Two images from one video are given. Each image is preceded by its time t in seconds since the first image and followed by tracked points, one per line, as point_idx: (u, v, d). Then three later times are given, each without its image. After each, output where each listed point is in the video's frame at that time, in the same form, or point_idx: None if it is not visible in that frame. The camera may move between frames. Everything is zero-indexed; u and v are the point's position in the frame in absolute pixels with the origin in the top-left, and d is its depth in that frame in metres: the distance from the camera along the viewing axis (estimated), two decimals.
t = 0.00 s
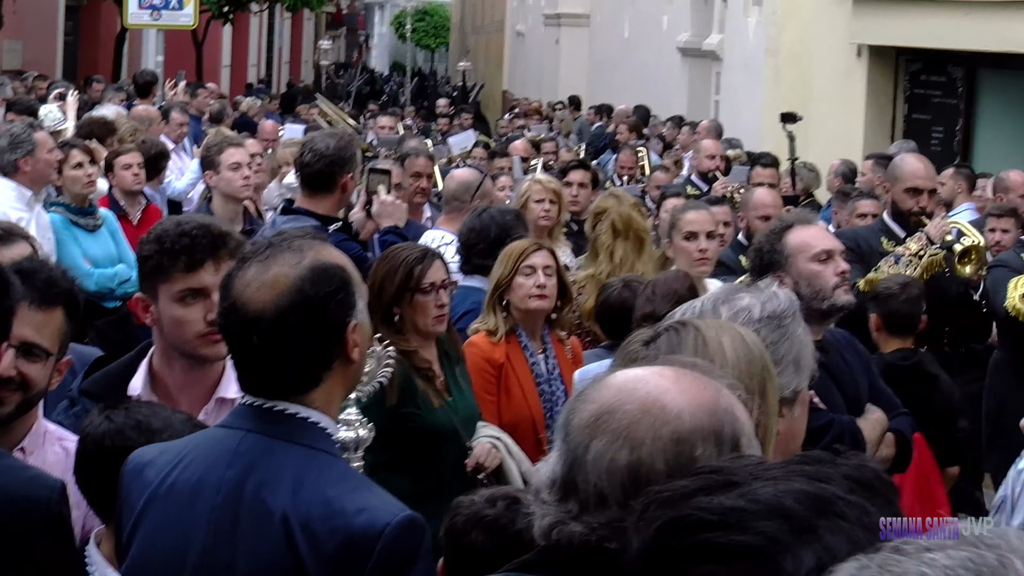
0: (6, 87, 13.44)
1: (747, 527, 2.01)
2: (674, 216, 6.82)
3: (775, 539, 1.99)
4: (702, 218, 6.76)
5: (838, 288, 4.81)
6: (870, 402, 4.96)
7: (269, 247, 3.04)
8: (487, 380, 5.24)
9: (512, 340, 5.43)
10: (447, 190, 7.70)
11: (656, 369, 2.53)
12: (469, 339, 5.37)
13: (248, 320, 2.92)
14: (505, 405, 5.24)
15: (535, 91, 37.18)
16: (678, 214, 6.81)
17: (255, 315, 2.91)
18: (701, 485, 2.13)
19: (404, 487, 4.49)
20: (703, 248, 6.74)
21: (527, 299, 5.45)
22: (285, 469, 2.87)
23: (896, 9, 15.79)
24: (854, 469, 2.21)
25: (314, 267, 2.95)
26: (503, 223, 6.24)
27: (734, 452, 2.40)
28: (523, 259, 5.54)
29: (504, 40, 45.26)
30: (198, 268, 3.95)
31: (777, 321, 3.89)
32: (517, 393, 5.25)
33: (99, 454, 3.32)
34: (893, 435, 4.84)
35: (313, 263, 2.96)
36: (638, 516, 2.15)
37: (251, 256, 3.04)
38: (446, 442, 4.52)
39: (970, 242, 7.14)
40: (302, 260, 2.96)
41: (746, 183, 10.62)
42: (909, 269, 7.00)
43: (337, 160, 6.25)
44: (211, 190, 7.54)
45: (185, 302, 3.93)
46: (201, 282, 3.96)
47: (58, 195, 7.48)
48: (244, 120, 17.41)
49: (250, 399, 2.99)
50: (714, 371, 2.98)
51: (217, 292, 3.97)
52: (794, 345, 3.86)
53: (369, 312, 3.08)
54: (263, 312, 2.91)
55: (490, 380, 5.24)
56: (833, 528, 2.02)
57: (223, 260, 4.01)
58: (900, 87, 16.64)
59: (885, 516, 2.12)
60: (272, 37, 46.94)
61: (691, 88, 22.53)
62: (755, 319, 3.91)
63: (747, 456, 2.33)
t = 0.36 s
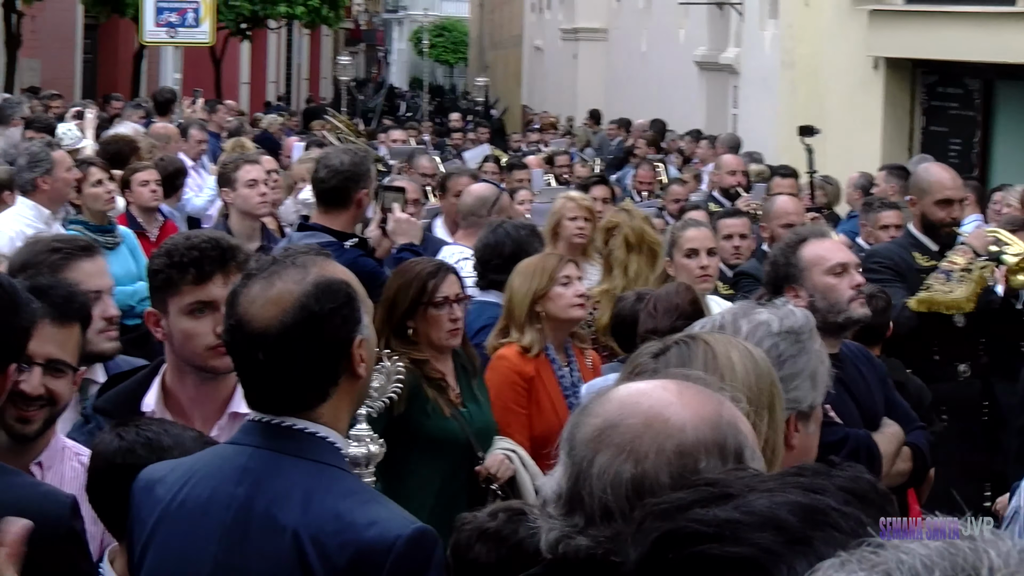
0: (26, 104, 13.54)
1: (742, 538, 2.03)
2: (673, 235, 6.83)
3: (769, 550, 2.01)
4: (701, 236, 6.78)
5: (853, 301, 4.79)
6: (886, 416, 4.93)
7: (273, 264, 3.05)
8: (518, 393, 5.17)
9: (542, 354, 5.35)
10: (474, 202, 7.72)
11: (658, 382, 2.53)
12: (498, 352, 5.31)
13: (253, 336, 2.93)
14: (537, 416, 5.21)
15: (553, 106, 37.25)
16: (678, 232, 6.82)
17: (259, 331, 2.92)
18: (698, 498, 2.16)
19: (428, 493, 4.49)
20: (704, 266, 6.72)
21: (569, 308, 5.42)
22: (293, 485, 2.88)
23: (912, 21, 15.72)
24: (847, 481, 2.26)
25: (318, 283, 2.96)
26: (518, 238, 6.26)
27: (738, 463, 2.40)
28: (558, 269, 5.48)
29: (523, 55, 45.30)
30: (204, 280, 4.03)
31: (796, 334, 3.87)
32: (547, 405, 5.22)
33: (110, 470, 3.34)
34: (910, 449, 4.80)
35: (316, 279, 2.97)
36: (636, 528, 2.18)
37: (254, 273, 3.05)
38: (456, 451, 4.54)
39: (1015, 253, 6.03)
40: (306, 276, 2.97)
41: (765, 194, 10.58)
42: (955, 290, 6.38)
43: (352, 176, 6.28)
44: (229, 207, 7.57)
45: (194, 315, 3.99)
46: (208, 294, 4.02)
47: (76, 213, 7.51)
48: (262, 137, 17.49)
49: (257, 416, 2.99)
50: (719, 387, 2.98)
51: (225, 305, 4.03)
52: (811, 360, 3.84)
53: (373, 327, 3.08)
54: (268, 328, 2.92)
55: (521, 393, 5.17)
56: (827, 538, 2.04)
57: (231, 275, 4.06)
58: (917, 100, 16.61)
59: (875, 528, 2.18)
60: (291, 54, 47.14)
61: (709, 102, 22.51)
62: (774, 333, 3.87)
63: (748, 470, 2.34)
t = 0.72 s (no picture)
0: (71, 118, 13.70)
1: (776, 547, 2.02)
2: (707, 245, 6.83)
3: (803, 558, 1.99)
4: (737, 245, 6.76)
5: (892, 311, 4.77)
6: (924, 426, 4.89)
7: (310, 277, 3.07)
8: (565, 400, 5.16)
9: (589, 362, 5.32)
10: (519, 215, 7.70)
11: (693, 394, 2.52)
12: (547, 360, 5.26)
13: (292, 349, 2.95)
14: (584, 425, 5.20)
15: (595, 116, 37.18)
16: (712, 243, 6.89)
17: (298, 345, 2.94)
18: (734, 508, 2.15)
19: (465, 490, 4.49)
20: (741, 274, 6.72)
21: (616, 316, 5.45)
22: (331, 496, 2.89)
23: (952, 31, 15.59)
24: (882, 492, 2.25)
25: (355, 296, 2.98)
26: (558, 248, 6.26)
27: (773, 474, 2.39)
28: (603, 278, 5.51)
29: (563, 66, 45.30)
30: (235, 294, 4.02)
31: (837, 345, 3.84)
32: (595, 412, 5.21)
33: (147, 481, 3.37)
34: (947, 459, 4.76)
35: (353, 292, 2.99)
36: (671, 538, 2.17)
37: (292, 287, 3.07)
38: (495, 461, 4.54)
39: None
40: (343, 289, 2.99)
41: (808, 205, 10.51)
42: (1014, 311, 5.63)
43: (392, 187, 6.30)
44: (270, 219, 7.61)
45: (226, 328, 3.99)
46: (242, 307, 4.02)
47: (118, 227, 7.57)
48: (304, 149, 17.59)
49: (297, 427, 3.01)
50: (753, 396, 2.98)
51: (257, 318, 4.02)
52: (853, 369, 3.81)
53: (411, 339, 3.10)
54: (305, 341, 2.94)
55: (569, 401, 5.16)
56: (860, 547, 2.02)
57: (266, 287, 4.06)
58: (957, 110, 16.50)
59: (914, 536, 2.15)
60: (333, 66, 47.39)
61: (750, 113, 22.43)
62: (817, 343, 3.84)
63: (785, 479, 2.33)
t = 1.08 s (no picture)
0: (96, 130, 13.80)
1: (782, 549, 2.01)
2: (727, 251, 6.66)
3: (811, 561, 1.98)
4: (758, 253, 6.63)
5: (912, 319, 4.75)
6: (944, 433, 4.86)
7: (330, 286, 3.08)
8: (585, 411, 5.15)
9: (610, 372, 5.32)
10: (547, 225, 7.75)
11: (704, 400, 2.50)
12: (567, 369, 5.27)
13: (311, 358, 2.95)
14: (604, 435, 5.18)
15: (620, 126, 37.11)
16: (733, 247, 6.65)
17: (318, 353, 2.94)
18: (740, 512, 2.14)
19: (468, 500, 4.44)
20: (763, 281, 6.56)
21: (636, 324, 5.41)
22: (347, 505, 2.88)
23: (977, 37, 15.49)
24: (890, 497, 2.24)
25: (375, 305, 2.98)
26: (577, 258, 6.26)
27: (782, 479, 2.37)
28: (623, 287, 5.46)
29: (588, 74, 45.29)
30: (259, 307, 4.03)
31: (852, 354, 3.85)
32: (617, 421, 5.18)
33: (162, 494, 3.37)
34: (968, 466, 4.74)
35: (373, 300, 2.99)
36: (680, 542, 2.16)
37: (312, 295, 3.08)
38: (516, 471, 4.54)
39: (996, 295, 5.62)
40: (363, 298, 2.99)
41: (834, 215, 10.47)
42: None
43: (412, 198, 6.31)
44: (291, 230, 7.64)
45: (239, 342, 4.01)
46: (254, 323, 4.04)
47: (139, 238, 7.60)
48: (326, 159, 17.64)
49: (314, 436, 3.01)
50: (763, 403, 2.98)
51: (271, 333, 4.05)
52: (867, 378, 3.82)
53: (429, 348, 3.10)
54: (325, 350, 2.94)
55: (589, 411, 5.15)
56: (867, 551, 2.01)
57: (280, 300, 4.07)
58: (982, 115, 16.42)
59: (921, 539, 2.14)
60: (357, 76, 47.56)
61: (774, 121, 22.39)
62: (831, 352, 3.86)
63: (795, 486, 2.31)
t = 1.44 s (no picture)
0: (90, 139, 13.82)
1: (786, 549, 2.02)
2: (721, 256, 6.66)
3: (814, 561, 1.99)
4: (752, 258, 6.64)
5: (904, 322, 4.77)
6: (937, 437, 4.87)
7: (332, 292, 3.10)
8: (575, 417, 5.17)
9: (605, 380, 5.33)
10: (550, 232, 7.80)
11: (696, 406, 2.54)
12: (556, 375, 5.27)
13: (314, 364, 2.97)
14: (592, 441, 5.20)
15: (615, 132, 37.13)
16: (727, 253, 6.66)
17: (320, 360, 2.96)
18: (745, 513, 2.15)
19: (470, 512, 4.50)
20: (757, 286, 6.57)
21: (635, 332, 5.42)
22: (347, 511, 2.90)
23: (971, 43, 15.53)
24: (891, 502, 2.25)
25: (377, 311, 3.00)
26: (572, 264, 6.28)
27: (774, 484, 2.40)
28: (623, 295, 5.46)
29: (584, 81, 45.34)
30: (258, 317, 4.08)
31: (844, 364, 3.93)
32: (606, 428, 5.21)
33: (157, 501, 3.40)
34: (961, 471, 4.75)
35: (375, 306, 3.01)
36: (683, 543, 2.18)
37: (313, 301, 3.10)
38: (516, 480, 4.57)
39: (928, 300, 5.95)
40: (365, 305, 3.02)
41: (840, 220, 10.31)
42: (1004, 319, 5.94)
43: (408, 205, 6.33)
44: (287, 238, 7.66)
45: (229, 351, 4.05)
46: (244, 332, 4.07)
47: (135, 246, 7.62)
48: (321, 167, 17.67)
49: (313, 443, 3.03)
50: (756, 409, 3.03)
51: (261, 342, 4.08)
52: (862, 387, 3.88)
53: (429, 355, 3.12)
54: (328, 356, 2.96)
55: (579, 417, 5.17)
56: (871, 553, 2.02)
57: (271, 310, 4.10)
58: (975, 120, 16.57)
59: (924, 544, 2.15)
60: (352, 84, 47.60)
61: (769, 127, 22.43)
62: (825, 361, 3.91)
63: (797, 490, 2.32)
